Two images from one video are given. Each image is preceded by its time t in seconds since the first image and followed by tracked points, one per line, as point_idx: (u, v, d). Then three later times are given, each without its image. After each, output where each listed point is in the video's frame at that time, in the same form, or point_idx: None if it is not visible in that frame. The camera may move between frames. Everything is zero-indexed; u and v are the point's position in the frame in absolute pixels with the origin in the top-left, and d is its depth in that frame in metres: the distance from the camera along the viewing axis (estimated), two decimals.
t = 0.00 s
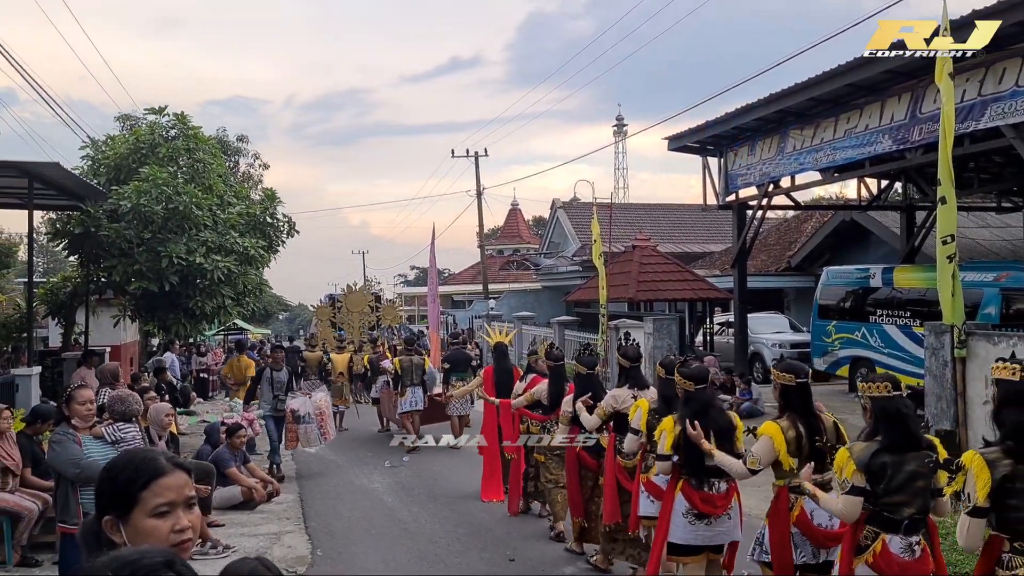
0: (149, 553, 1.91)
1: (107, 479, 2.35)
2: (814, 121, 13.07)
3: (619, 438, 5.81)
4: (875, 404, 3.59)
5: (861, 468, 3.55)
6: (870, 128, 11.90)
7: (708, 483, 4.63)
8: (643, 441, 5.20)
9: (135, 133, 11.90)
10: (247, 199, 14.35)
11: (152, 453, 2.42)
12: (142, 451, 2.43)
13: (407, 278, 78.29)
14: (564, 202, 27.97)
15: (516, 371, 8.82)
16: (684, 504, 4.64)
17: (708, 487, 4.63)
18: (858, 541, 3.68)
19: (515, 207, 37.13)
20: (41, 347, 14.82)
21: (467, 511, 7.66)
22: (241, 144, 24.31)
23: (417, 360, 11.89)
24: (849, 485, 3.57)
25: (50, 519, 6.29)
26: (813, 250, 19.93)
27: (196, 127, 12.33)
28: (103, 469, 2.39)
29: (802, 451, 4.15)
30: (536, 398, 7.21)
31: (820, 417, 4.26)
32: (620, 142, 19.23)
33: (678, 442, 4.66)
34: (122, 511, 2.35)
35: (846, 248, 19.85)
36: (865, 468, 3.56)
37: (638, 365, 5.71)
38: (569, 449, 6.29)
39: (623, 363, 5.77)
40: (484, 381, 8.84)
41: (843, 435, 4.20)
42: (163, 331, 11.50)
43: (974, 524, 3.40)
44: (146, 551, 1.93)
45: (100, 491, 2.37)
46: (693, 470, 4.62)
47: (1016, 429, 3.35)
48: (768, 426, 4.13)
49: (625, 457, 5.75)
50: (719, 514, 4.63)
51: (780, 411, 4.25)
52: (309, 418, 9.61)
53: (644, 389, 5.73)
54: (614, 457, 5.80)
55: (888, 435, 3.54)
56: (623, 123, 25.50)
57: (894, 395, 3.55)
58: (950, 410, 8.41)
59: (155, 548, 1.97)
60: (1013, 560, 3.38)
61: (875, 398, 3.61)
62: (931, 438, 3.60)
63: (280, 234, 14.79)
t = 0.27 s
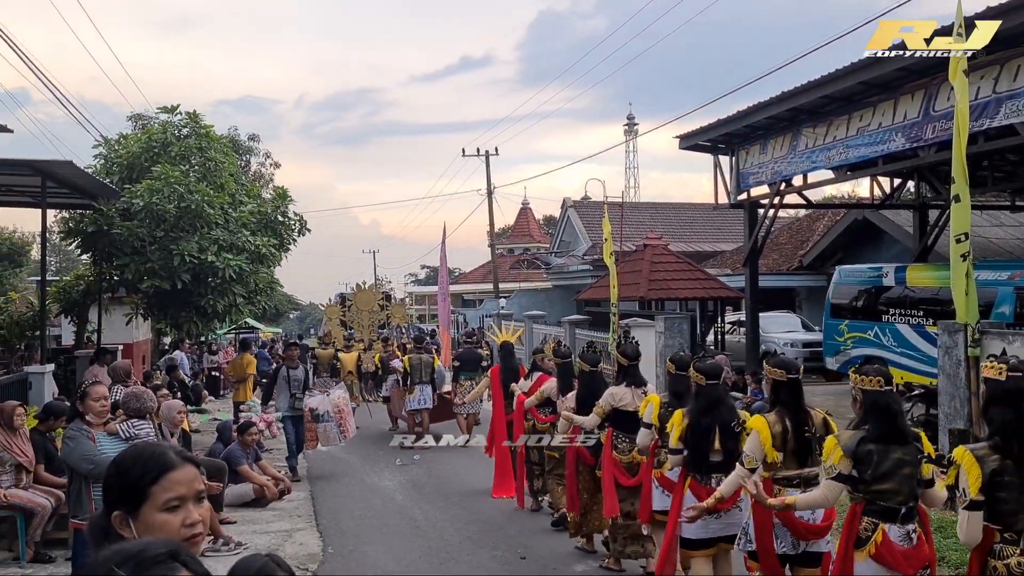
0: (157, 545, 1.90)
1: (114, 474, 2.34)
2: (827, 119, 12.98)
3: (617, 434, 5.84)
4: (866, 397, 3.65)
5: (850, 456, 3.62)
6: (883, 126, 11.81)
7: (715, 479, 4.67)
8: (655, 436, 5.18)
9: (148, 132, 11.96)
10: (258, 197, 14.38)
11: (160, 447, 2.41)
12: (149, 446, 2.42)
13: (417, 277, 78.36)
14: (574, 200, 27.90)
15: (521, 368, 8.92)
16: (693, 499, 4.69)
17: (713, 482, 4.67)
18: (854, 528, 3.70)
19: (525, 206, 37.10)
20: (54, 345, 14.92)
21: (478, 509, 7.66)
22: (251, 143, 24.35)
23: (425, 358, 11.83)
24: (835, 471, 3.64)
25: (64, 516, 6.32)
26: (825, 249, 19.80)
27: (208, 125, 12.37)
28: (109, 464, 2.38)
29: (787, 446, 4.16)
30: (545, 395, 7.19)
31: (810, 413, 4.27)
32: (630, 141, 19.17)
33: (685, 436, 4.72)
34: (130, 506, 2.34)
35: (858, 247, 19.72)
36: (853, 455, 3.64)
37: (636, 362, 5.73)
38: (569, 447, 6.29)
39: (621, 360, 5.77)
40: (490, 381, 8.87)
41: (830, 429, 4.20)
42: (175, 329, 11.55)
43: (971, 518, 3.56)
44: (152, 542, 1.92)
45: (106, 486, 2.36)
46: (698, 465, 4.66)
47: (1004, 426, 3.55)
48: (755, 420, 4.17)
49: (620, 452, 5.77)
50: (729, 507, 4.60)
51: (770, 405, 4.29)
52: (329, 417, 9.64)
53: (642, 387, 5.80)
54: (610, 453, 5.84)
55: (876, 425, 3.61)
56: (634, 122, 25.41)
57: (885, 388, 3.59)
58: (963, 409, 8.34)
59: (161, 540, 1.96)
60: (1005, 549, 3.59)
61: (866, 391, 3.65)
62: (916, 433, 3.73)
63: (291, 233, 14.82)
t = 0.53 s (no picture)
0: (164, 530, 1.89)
1: (120, 466, 2.34)
2: (835, 117, 12.91)
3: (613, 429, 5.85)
4: (855, 394, 3.63)
5: (840, 451, 3.61)
6: (892, 124, 11.74)
7: (722, 470, 4.69)
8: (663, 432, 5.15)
9: (156, 131, 12.00)
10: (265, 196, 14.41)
11: (166, 440, 2.41)
12: (156, 438, 2.42)
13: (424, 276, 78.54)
14: (582, 199, 27.87)
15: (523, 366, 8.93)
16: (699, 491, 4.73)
17: (720, 474, 4.69)
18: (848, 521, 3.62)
19: (533, 205, 37.10)
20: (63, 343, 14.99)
21: (485, 507, 7.65)
22: (259, 142, 24.43)
23: (427, 358, 11.84)
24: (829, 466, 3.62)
25: (73, 512, 6.34)
26: (833, 247, 19.70)
27: (216, 124, 12.40)
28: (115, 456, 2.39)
29: (773, 439, 4.17)
30: (550, 394, 7.16)
31: (799, 407, 4.28)
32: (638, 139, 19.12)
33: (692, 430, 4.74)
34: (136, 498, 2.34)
35: (867, 245, 19.63)
36: (843, 451, 3.62)
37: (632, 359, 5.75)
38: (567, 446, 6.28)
39: (618, 357, 5.78)
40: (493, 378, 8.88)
41: (819, 423, 4.24)
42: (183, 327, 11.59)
43: (966, 504, 3.52)
44: (157, 528, 1.91)
45: (112, 478, 2.36)
46: (705, 456, 4.69)
47: (994, 415, 3.51)
48: (744, 416, 4.21)
49: (616, 447, 5.80)
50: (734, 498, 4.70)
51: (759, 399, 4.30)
52: (346, 411, 9.59)
53: (637, 383, 5.84)
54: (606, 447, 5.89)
55: (865, 420, 3.60)
56: (641, 121, 25.36)
57: (874, 386, 3.56)
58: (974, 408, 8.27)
59: (165, 526, 1.94)
60: (1000, 532, 3.61)
61: (856, 388, 3.62)
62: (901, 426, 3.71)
63: (299, 231, 14.84)
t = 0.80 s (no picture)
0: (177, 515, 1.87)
1: (124, 462, 2.34)
2: (841, 116, 12.87)
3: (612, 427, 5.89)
4: (847, 389, 3.65)
5: (837, 447, 3.61)
6: (898, 123, 11.70)
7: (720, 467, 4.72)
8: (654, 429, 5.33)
9: (162, 131, 12.04)
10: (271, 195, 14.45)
11: (171, 435, 2.42)
12: (160, 433, 2.42)
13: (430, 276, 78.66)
14: (587, 199, 27.86)
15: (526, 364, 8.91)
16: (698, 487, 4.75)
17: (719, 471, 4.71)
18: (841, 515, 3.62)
19: (538, 205, 37.13)
20: (71, 342, 15.06)
21: (491, 506, 7.64)
22: (265, 142, 24.50)
23: (424, 357, 11.99)
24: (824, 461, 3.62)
25: (79, 511, 6.35)
26: (840, 247, 19.64)
27: (222, 124, 12.44)
28: (118, 452, 2.39)
29: (769, 436, 4.20)
30: (549, 390, 7.23)
31: (794, 406, 4.30)
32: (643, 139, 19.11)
33: (691, 427, 4.74)
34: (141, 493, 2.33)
35: (873, 245, 19.57)
36: (838, 446, 3.62)
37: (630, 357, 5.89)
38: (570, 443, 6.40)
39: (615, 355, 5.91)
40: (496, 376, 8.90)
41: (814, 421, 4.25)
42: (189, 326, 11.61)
43: (948, 496, 3.51)
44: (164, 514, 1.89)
45: (116, 473, 2.36)
46: (707, 453, 4.69)
47: (976, 409, 3.50)
48: (739, 413, 4.24)
49: (616, 445, 5.80)
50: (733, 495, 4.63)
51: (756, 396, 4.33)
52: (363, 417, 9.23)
53: (635, 382, 5.93)
54: (606, 445, 5.89)
55: (859, 415, 3.62)
56: (646, 121, 25.36)
57: (866, 381, 3.60)
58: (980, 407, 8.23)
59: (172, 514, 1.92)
60: (976, 523, 3.56)
61: (848, 383, 3.65)
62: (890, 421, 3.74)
63: (304, 230, 14.88)
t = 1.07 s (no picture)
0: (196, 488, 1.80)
1: (135, 446, 2.35)
2: (846, 114, 12.84)
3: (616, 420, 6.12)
4: (837, 379, 3.85)
5: (827, 434, 3.81)
6: (904, 120, 11.67)
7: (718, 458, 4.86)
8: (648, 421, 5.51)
9: (169, 129, 12.07)
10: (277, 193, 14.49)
11: (181, 420, 2.44)
12: (170, 418, 2.45)
13: (435, 276, 78.66)
14: (592, 198, 27.85)
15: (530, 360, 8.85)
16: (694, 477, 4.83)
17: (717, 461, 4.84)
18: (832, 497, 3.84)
19: (543, 205, 37.13)
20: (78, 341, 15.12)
21: (497, 501, 7.66)
22: (271, 142, 24.55)
23: (427, 354, 11.97)
24: (813, 446, 3.83)
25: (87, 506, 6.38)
26: (846, 245, 19.59)
27: (228, 122, 12.47)
28: (125, 439, 2.40)
29: (768, 425, 4.34)
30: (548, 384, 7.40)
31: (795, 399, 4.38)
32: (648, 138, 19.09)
33: (690, 420, 4.81)
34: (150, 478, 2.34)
35: (879, 243, 19.52)
36: (829, 433, 3.83)
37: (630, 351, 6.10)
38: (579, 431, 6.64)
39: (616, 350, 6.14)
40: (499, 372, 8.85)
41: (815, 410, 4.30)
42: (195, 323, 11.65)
43: (907, 481, 3.52)
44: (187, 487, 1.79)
45: (126, 459, 2.36)
46: (706, 446, 4.75)
47: (939, 399, 3.55)
48: (740, 403, 4.36)
49: (620, 437, 6.05)
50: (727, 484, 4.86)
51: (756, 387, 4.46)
52: (375, 415, 9.07)
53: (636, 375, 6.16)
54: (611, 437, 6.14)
55: (848, 403, 3.83)
56: (651, 120, 25.32)
57: (855, 372, 3.80)
58: (986, 404, 8.21)
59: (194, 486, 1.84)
60: (931, 505, 3.60)
61: (838, 374, 3.85)
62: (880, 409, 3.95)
63: (310, 228, 14.92)
